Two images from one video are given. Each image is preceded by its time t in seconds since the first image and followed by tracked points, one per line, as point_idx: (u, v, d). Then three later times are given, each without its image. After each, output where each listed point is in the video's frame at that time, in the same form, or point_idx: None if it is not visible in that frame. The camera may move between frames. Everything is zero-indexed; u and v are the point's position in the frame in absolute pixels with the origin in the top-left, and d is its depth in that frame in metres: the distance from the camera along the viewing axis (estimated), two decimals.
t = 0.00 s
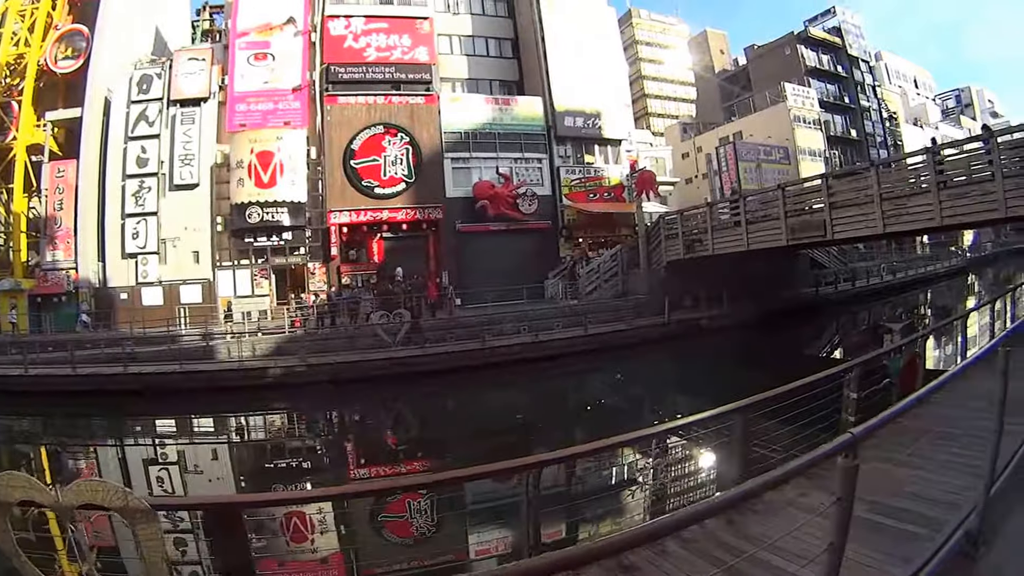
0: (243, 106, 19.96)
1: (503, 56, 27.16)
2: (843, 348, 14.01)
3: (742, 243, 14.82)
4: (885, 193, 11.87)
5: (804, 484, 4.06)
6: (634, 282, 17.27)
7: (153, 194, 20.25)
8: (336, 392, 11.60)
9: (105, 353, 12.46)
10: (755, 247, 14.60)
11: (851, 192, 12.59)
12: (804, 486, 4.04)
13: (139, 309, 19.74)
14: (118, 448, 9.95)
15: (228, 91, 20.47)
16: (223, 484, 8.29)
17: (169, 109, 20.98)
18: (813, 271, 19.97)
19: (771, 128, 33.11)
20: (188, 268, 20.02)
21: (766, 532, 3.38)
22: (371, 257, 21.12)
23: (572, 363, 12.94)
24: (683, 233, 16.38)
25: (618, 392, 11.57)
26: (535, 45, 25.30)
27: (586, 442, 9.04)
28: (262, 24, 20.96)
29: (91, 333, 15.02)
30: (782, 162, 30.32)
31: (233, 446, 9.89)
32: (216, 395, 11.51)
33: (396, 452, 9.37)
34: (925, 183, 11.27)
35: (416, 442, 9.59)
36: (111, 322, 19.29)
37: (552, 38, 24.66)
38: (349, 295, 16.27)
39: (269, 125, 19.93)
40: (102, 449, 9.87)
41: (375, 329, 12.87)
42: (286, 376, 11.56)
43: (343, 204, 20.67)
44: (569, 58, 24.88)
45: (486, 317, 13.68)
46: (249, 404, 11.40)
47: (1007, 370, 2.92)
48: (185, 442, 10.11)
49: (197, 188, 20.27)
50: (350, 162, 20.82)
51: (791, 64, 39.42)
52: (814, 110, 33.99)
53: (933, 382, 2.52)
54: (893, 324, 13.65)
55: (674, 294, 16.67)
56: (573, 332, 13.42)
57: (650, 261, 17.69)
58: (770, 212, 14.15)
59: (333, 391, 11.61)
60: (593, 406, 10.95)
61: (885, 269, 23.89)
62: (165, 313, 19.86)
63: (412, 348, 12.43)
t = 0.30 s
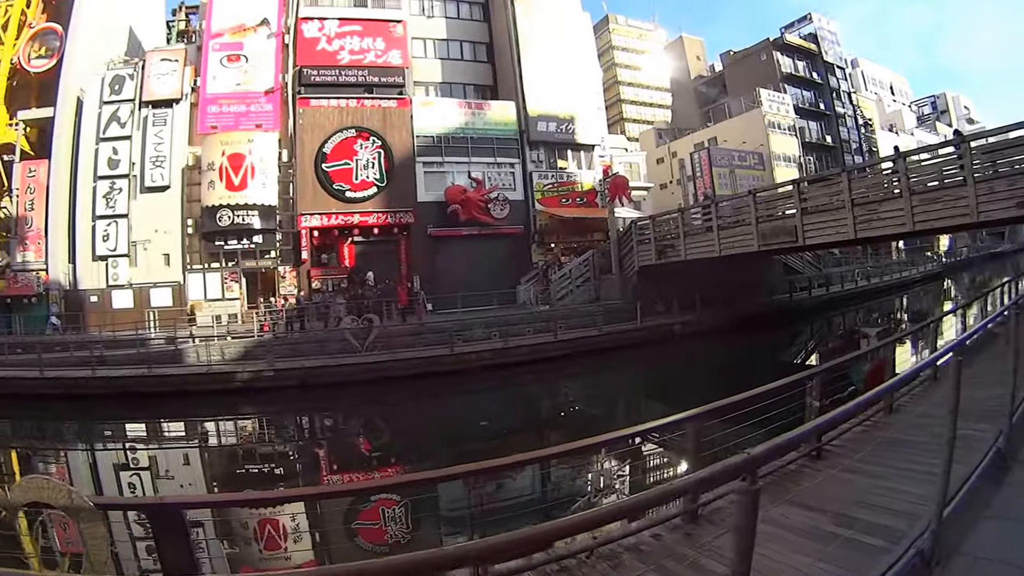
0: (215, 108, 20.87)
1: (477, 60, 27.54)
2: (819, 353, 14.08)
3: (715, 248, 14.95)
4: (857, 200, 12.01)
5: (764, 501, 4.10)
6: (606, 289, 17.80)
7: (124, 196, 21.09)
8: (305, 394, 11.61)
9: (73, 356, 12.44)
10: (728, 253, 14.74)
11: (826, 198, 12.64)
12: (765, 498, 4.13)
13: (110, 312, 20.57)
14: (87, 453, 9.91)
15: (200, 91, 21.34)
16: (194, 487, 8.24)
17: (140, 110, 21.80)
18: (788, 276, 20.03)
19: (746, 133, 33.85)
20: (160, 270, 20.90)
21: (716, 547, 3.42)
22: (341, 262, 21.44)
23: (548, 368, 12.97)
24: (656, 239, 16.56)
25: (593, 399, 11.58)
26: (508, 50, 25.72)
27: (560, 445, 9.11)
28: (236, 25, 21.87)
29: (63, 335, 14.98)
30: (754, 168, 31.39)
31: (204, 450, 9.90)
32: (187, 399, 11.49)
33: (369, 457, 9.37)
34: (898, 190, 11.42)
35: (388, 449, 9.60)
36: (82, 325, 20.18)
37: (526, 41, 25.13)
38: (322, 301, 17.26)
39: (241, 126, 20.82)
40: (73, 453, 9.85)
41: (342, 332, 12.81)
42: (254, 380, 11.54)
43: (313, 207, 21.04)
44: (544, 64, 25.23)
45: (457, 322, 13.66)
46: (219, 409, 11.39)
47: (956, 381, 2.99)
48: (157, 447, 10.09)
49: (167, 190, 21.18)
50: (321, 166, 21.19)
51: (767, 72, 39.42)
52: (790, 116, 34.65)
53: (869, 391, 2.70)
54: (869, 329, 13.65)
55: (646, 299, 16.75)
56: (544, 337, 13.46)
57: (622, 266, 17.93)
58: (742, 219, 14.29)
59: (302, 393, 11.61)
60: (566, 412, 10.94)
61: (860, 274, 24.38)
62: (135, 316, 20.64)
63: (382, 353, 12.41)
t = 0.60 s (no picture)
0: (184, 110, 21.03)
1: (448, 63, 28.05)
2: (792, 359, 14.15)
3: (684, 253, 15.11)
4: (827, 206, 12.12)
5: (722, 517, 4.09)
6: (575, 293, 17.83)
7: (93, 198, 21.48)
8: (269, 396, 11.69)
9: (40, 358, 12.50)
10: (696, 257, 14.87)
11: (797, 204, 12.73)
12: (720, 511, 4.28)
13: (77, 315, 20.75)
14: (56, 457, 9.81)
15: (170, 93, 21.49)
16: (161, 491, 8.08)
17: (110, 112, 22.16)
18: (759, 281, 20.62)
19: (719, 139, 34.51)
20: (128, 272, 21.18)
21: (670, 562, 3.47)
22: (310, 264, 21.58)
23: (519, 374, 13.09)
24: (625, 244, 16.82)
25: (562, 403, 11.60)
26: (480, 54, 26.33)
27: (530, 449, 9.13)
28: (206, 27, 22.09)
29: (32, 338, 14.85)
30: (727, 174, 31.77)
31: (172, 454, 9.86)
32: (155, 403, 11.52)
33: (337, 461, 9.35)
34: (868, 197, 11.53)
35: (356, 452, 9.60)
36: (49, 326, 20.28)
37: (496, 47, 25.57)
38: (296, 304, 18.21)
39: (211, 129, 20.95)
40: (40, 457, 9.78)
41: (307, 335, 12.87)
42: (219, 383, 11.61)
43: (282, 209, 21.10)
44: (517, 68, 25.77)
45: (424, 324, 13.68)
46: (185, 413, 11.42)
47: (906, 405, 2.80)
48: (126, 450, 10.03)
49: (136, 192, 21.56)
50: (291, 168, 21.28)
51: (740, 77, 40.59)
52: (761, 122, 35.61)
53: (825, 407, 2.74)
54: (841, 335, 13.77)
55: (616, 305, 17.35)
56: (509, 341, 13.51)
57: (591, 271, 18.29)
58: (712, 225, 14.40)
59: (266, 396, 11.69)
60: (537, 416, 10.91)
61: (832, 280, 25.23)
62: (101, 319, 20.84)
63: (347, 357, 12.40)
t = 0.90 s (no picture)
0: (155, 111, 21.68)
1: (420, 66, 28.28)
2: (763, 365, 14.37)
3: (653, 258, 15.20)
4: (798, 210, 12.16)
5: (679, 521, 3.95)
6: (543, 297, 18.02)
7: (62, 199, 21.73)
8: (234, 400, 11.84)
9: (5, 360, 12.57)
10: (666, 262, 14.89)
11: (768, 208, 12.79)
12: (676, 517, 4.02)
13: (44, 317, 20.26)
14: (24, 458, 9.61)
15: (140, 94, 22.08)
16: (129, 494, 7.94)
17: (80, 113, 22.37)
18: (732, 286, 20.93)
19: (691, 144, 34.97)
20: (98, 274, 21.29)
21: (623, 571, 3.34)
22: (279, 267, 21.45)
23: (485, 377, 13.37)
24: (594, 248, 16.89)
25: (530, 407, 11.71)
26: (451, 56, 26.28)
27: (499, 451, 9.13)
28: (177, 28, 22.71)
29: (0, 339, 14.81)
30: (698, 178, 32.35)
31: (141, 456, 9.82)
32: (124, 405, 11.64)
33: (306, 463, 9.36)
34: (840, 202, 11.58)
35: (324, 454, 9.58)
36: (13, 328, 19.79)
37: (467, 52, 25.71)
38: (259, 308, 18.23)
39: (180, 130, 21.60)
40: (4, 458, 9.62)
41: (272, 338, 13.05)
42: (185, 385, 11.76)
43: (252, 212, 21.18)
44: (490, 71, 26.03)
45: (389, 329, 14.01)
46: (151, 416, 11.50)
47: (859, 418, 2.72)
48: (96, 452, 9.98)
49: (105, 193, 21.72)
50: (259, 170, 21.35)
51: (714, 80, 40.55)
52: (735, 127, 35.77)
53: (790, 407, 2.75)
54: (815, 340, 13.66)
55: (585, 309, 17.51)
56: (476, 346, 13.71)
57: (561, 274, 18.41)
58: (682, 229, 14.43)
59: (231, 399, 11.84)
60: (506, 418, 10.98)
61: (804, 285, 25.79)
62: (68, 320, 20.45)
63: (312, 360, 12.60)
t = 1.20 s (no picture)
0: (143, 110, 21.50)
1: (410, 68, 28.37)
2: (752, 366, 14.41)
3: (640, 261, 15.24)
4: (785, 212, 12.17)
5: (655, 528, 3.88)
6: (530, 299, 18.06)
7: (49, 198, 21.65)
8: (218, 400, 11.91)
9: None
10: (653, 264, 14.96)
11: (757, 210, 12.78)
12: (652, 524, 3.94)
13: (31, 316, 20.91)
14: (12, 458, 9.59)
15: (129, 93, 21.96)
16: (117, 495, 7.94)
17: (68, 111, 22.34)
18: (720, 289, 21.09)
19: (681, 146, 34.99)
20: (84, 274, 21.29)
21: None
22: (266, 268, 21.34)
23: (469, 379, 13.45)
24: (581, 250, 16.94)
25: (515, 409, 11.72)
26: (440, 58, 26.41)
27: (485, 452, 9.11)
28: (165, 28, 22.63)
29: None
30: (688, 181, 32.43)
31: (127, 456, 9.82)
32: (109, 405, 11.69)
33: (292, 463, 9.37)
34: (828, 204, 11.60)
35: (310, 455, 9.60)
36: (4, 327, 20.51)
37: (456, 54, 25.77)
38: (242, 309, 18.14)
39: (168, 130, 21.44)
40: None
41: (256, 339, 13.07)
42: (169, 385, 11.82)
43: (239, 212, 21.16)
44: (479, 72, 26.07)
45: (375, 331, 14.08)
46: (134, 417, 11.52)
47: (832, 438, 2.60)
48: (83, 452, 9.96)
49: (92, 193, 21.77)
50: (247, 170, 21.36)
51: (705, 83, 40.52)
52: (725, 129, 35.70)
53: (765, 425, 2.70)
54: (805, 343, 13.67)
55: (571, 311, 17.53)
56: (462, 348, 13.80)
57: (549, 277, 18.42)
58: (669, 232, 14.42)
59: (215, 400, 11.90)
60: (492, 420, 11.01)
61: (793, 287, 26.02)
62: (55, 319, 21.04)
63: (296, 361, 12.68)
